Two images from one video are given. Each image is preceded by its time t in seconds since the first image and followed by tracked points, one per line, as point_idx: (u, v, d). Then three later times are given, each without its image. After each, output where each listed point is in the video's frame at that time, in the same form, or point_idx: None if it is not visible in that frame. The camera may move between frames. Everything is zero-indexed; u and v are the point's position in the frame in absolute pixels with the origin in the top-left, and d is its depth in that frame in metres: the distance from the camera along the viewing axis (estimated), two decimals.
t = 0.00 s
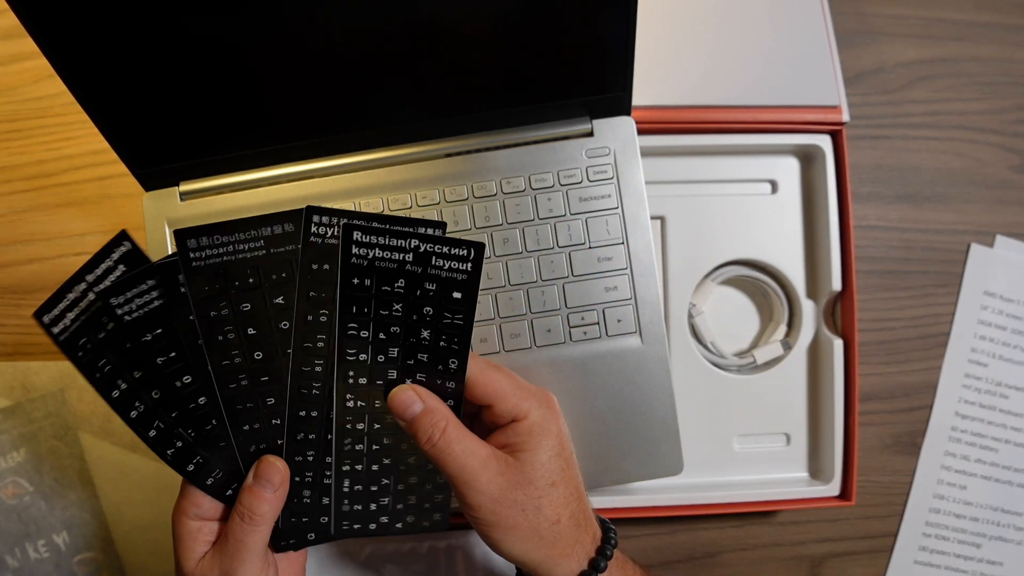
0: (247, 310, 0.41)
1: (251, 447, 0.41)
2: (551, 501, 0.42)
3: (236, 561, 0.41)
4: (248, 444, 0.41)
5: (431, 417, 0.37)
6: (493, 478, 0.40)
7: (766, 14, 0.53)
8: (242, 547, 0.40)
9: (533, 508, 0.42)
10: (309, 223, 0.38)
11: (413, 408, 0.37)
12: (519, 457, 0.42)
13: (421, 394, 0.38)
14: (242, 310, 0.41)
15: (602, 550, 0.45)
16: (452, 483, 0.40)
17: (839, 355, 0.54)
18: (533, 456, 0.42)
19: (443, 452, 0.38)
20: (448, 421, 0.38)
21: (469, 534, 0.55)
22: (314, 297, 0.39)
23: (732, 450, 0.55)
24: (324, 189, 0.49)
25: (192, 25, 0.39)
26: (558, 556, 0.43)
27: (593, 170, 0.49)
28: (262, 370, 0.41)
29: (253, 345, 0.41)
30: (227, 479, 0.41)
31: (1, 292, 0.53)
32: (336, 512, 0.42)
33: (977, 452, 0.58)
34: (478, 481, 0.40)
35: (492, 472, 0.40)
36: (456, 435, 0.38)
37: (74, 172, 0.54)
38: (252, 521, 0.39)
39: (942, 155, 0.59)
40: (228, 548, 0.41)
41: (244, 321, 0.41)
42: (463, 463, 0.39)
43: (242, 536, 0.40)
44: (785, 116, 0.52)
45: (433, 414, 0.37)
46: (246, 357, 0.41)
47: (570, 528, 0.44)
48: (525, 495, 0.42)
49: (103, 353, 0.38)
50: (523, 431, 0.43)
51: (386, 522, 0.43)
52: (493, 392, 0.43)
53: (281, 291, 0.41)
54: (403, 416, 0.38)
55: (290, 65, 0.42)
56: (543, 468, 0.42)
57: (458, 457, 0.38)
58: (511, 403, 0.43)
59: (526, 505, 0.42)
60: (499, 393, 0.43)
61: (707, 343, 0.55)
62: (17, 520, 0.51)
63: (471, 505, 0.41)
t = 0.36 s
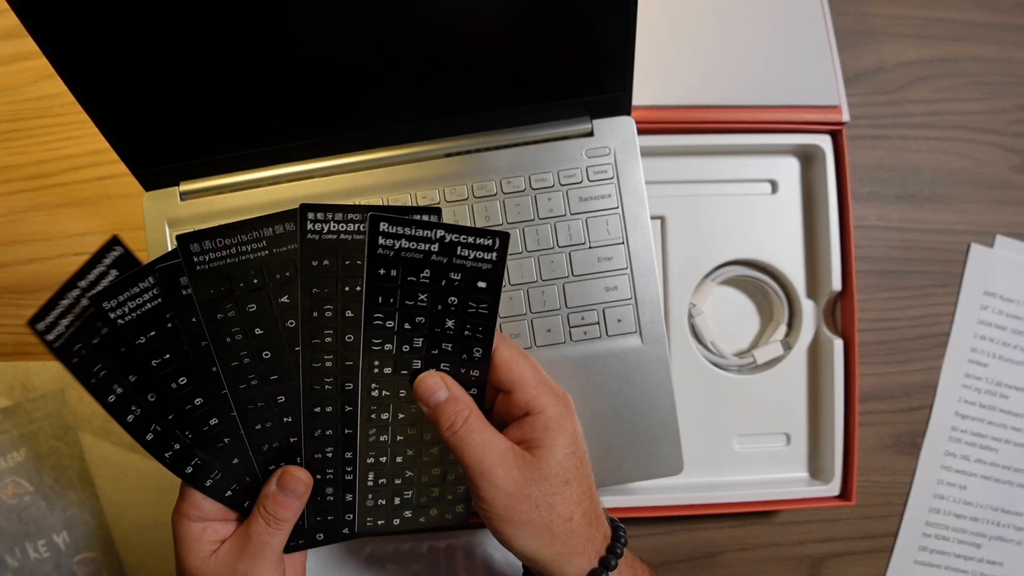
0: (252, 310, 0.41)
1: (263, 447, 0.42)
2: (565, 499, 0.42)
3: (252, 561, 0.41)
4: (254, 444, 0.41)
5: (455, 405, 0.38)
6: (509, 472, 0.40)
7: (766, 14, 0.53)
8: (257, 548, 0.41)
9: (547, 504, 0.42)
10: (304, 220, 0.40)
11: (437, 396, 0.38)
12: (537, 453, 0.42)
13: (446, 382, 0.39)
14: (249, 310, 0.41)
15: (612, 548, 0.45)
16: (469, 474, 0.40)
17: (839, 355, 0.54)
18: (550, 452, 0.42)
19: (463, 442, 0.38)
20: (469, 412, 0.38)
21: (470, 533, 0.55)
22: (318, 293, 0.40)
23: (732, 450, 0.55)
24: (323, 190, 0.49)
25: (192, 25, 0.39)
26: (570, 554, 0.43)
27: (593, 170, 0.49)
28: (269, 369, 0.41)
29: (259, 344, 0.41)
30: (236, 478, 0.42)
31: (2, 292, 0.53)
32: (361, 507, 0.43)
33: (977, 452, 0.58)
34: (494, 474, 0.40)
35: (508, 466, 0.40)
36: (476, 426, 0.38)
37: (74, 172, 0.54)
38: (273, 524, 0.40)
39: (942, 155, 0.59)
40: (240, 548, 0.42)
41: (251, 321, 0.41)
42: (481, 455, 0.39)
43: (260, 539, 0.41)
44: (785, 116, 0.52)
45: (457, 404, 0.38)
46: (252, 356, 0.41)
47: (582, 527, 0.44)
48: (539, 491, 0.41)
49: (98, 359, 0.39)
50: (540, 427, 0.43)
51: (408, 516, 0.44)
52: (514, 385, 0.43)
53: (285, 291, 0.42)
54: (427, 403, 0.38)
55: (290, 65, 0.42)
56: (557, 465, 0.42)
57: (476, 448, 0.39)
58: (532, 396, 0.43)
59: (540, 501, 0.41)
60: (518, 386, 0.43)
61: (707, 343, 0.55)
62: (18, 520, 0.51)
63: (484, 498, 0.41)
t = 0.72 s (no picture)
0: (243, 305, 0.42)
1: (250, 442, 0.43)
2: (577, 494, 0.42)
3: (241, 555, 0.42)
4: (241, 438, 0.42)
5: (471, 396, 0.38)
6: (522, 466, 0.40)
7: (766, 14, 0.53)
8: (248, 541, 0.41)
9: (559, 500, 0.41)
10: (333, 204, 0.40)
11: (455, 386, 0.39)
12: (550, 447, 0.42)
13: (463, 374, 0.39)
14: (239, 305, 0.42)
15: (620, 544, 0.45)
16: (482, 467, 0.40)
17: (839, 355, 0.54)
18: (564, 447, 0.42)
19: (477, 433, 0.38)
20: (484, 405, 0.38)
21: (470, 533, 0.55)
22: (342, 278, 0.41)
23: (732, 450, 0.54)
24: (323, 190, 0.49)
25: (192, 25, 0.39)
26: (579, 549, 0.43)
27: (593, 170, 0.48)
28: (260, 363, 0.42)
29: (251, 338, 0.42)
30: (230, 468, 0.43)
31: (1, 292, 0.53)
32: (374, 497, 0.43)
33: (977, 452, 0.58)
34: (507, 468, 0.39)
35: (521, 459, 0.40)
36: (491, 418, 0.38)
37: (74, 172, 0.54)
38: (262, 515, 0.41)
39: (942, 155, 0.59)
40: (229, 543, 0.42)
41: (241, 316, 0.42)
42: (494, 447, 0.39)
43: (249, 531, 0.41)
44: (785, 116, 0.52)
45: (472, 395, 0.38)
46: (242, 351, 0.42)
47: (592, 523, 0.43)
48: (552, 486, 0.41)
49: (77, 360, 0.40)
50: (555, 422, 0.42)
51: (421, 505, 0.44)
52: (530, 378, 0.43)
53: (276, 287, 0.42)
54: (444, 393, 0.39)
55: (290, 65, 0.42)
56: (570, 462, 0.42)
57: (490, 441, 0.39)
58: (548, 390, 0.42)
59: (552, 497, 0.41)
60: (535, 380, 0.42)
61: (707, 343, 0.55)
62: (18, 520, 0.51)
63: (496, 491, 0.40)
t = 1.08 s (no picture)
0: (204, 314, 0.40)
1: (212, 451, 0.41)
2: (588, 500, 0.40)
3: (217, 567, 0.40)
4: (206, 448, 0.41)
5: (496, 382, 0.39)
6: (538, 461, 0.39)
7: (766, 14, 0.53)
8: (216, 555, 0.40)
9: (570, 502, 0.40)
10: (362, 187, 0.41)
11: (480, 372, 0.39)
12: (570, 445, 0.40)
13: (490, 361, 0.40)
14: (201, 315, 0.40)
15: (624, 552, 0.44)
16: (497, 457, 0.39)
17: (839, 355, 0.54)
18: (583, 446, 0.41)
19: (498, 418, 0.38)
20: (507, 392, 0.38)
21: (470, 533, 0.55)
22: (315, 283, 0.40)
23: (732, 450, 0.54)
24: (324, 190, 0.49)
25: (192, 24, 0.39)
26: (582, 555, 0.42)
27: (593, 170, 0.49)
28: (226, 372, 0.41)
29: (213, 347, 0.41)
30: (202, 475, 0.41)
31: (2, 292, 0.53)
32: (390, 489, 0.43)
33: (977, 452, 0.58)
34: (523, 461, 0.38)
35: (538, 455, 0.39)
36: (512, 404, 0.38)
37: (74, 172, 0.54)
38: (228, 524, 0.40)
39: (942, 155, 0.59)
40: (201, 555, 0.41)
41: (202, 325, 0.40)
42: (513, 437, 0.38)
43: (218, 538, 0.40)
44: (785, 116, 0.52)
45: (497, 382, 0.39)
46: (206, 360, 0.41)
47: (598, 530, 0.42)
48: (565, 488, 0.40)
49: (66, 347, 0.40)
50: (577, 421, 0.41)
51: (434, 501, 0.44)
52: (562, 369, 0.42)
53: (236, 297, 0.40)
54: (470, 376, 0.39)
55: (290, 65, 0.42)
56: (586, 465, 0.40)
57: (508, 431, 0.38)
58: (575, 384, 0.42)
59: (564, 499, 0.40)
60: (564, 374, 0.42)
61: (707, 343, 0.55)
62: (18, 520, 0.51)
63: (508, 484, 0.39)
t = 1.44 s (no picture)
0: (336, 313, 0.34)
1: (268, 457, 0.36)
2: (501, 558, 0.38)
3: None
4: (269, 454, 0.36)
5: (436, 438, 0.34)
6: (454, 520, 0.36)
7: (766, 14, 0.53)
8: (296, 557, 0.34)
9: (482, 566, 0.38)
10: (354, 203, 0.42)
11: (430, 424, 0.34)
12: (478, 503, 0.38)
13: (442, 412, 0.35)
14: (333, 313, 0.34)
15: None
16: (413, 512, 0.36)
17: (838, 354, 0.54)
18: (490, 506, 0.38)
19: (421, 482, 0.35)
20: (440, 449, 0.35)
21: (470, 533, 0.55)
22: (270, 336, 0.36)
23: (732, 450, 0.55)
24: (323, 190, 0.48)
25: (192, 25, 0.39)
26: None
27: (593, 170, 0.48)
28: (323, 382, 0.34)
29: (314, 350, 0.34)
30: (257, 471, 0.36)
31: (4, 292, 0.53)
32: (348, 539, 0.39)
33: (977, 452, 0.58)
34: (438, 519, 0.35)
35: (452, 516, 0.36)
36: (436, 467, 0.35)
37: (74, 172, 0.54)
38: (308, 526, 0.34)
39: (942, 155, 0.59)
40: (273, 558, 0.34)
41: (327, 323, 0.34)
42: (437, 499, 0.35)
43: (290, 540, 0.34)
44: (785, 116, 0.52)
45: (436, 436, 0.34)
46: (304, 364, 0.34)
47: None
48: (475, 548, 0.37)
49: (232, 294, 0.36)
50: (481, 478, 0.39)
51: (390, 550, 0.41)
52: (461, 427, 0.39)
53: (373, 306, 0.34)
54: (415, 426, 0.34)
55: (290, 65, 0.42)
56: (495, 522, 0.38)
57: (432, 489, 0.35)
58: (474, 440, 0.39)
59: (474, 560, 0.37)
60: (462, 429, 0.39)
61: (707, 343, 0.55)
62: (16, 521, 0.51)
63: (421, 551, 0.36)
